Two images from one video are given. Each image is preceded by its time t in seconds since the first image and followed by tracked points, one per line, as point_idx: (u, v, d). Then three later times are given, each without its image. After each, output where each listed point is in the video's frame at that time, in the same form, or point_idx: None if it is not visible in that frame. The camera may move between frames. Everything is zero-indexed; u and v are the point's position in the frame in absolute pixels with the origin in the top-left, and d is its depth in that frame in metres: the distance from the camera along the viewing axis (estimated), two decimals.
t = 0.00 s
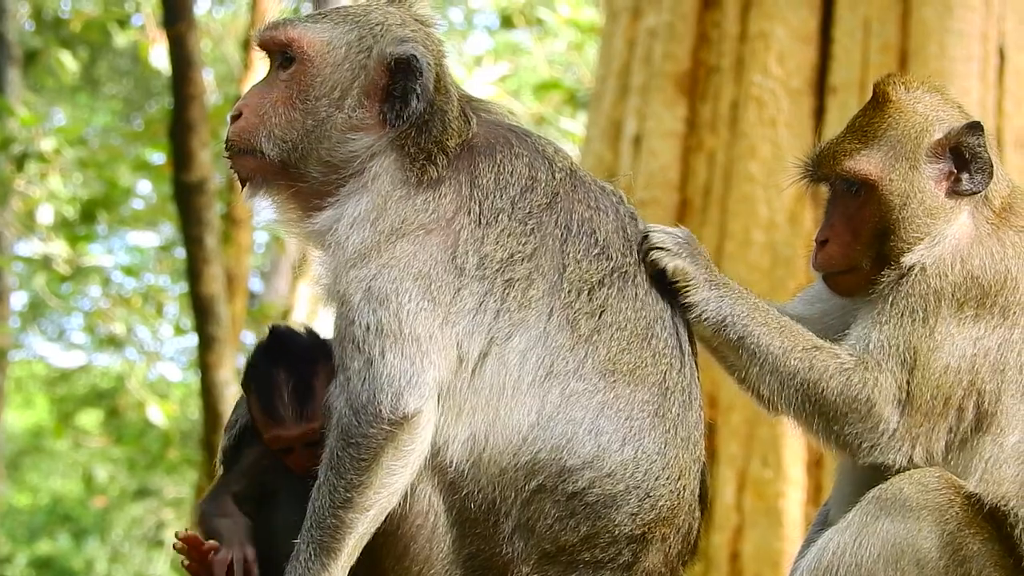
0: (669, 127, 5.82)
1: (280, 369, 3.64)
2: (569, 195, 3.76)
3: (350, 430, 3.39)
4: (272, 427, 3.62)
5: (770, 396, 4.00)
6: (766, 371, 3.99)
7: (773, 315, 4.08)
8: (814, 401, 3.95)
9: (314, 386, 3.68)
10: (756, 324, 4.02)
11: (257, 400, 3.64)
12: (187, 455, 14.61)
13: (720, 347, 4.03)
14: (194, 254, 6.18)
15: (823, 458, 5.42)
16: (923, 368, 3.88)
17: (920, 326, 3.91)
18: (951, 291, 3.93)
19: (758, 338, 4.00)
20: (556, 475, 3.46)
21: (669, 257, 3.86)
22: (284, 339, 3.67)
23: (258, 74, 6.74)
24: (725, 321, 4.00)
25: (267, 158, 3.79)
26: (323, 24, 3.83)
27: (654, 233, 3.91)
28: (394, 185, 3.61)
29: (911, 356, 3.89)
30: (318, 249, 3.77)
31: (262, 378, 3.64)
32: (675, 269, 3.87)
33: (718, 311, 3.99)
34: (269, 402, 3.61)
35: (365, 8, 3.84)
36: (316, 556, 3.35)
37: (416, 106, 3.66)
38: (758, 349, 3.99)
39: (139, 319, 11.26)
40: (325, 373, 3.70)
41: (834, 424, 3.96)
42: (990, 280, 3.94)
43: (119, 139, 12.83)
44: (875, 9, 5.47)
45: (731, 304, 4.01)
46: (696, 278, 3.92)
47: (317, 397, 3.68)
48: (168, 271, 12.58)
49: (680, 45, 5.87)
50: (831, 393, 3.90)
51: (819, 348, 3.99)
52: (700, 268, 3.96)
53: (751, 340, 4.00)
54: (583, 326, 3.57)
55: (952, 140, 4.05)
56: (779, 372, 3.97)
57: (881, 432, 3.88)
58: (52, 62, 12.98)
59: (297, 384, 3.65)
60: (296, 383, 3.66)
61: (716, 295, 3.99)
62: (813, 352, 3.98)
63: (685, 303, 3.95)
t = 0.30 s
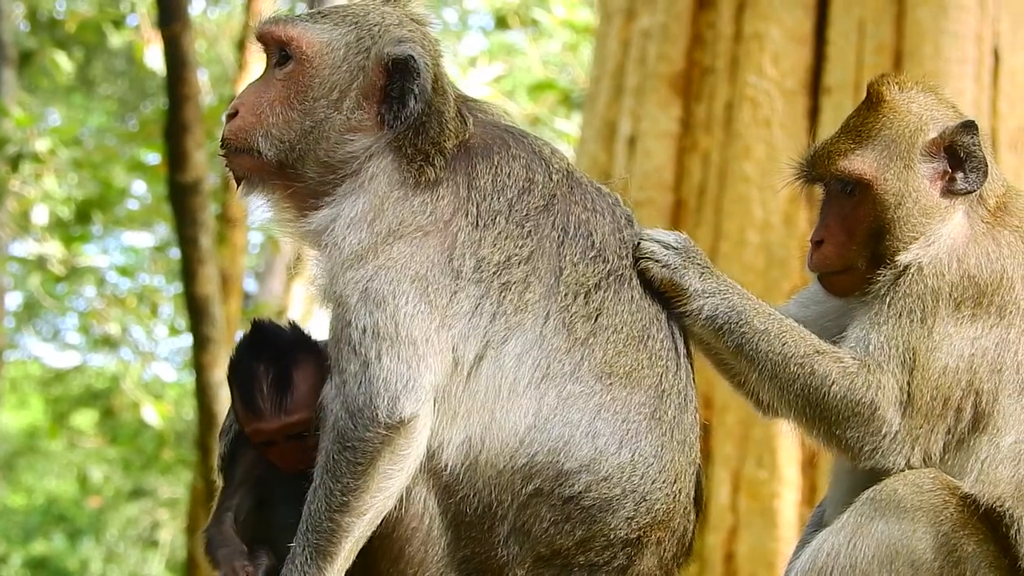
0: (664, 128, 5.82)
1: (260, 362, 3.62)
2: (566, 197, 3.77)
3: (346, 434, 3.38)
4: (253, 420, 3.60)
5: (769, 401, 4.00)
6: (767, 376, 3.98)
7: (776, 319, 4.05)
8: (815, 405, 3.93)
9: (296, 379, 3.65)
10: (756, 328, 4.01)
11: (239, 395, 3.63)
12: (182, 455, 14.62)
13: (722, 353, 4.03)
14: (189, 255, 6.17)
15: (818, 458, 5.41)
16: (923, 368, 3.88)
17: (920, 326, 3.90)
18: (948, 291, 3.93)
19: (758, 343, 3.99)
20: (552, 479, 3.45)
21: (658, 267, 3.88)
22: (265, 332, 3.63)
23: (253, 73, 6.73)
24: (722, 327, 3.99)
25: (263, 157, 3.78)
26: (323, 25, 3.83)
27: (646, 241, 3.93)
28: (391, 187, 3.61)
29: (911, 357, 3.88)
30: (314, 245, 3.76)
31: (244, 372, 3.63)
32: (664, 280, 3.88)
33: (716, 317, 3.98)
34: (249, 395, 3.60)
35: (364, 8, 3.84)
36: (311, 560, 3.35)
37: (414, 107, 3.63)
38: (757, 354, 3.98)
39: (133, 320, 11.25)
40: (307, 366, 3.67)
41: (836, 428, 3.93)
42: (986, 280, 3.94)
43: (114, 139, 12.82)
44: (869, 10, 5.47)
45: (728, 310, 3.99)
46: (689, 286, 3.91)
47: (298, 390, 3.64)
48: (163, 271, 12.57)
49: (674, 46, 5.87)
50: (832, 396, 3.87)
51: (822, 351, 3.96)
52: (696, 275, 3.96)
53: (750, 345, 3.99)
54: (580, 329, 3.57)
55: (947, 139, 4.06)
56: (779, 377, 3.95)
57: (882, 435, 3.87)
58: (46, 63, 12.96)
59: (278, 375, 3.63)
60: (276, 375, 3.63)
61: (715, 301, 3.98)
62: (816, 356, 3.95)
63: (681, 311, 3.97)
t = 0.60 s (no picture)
0: (659, 130, 5.82)
1: (246, 372, 3.60)
2: (563, 200, 3.75)
3: (341, 436, 3.38)
4: (244, 430, 3.58)
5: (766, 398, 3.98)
6: (763, 372, 3.97)
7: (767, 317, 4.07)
8: (810, 403, 3.91)
9: (285, 386, 3.63)
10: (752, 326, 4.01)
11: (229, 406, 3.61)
12: (178, 458, 14.60)
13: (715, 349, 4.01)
14: (185, 257, 6.16)
15: (814, 461, 5.41)
16: (918, 370, 3.87)
17: (914, 328, 3.89)
18: (944, 293, 3.92)
19: (754, 340, 3.99)
20: (549, 481, 3.45)
21: (672, 258, 3.90)
22: (250, 341, 3.63)
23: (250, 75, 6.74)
24: (722, 322, 3.99)
25: (258, 155, 3.79)
26: (324, 25, 3.84)
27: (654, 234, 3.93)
28: (388, 189, 3.61)
29: (904, 358, 3.88)
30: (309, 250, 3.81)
31: (231, 386, 3.61)
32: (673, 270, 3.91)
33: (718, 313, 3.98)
34: (238, 405, 3.58)
35: (365, 10, 3.85)
36: (307, 563, 3.34)
37: (412, 111, 3.63)
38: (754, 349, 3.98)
39: (129, 322, 11.23)
40: (294, 372, 3.65)
41: (830, 426, 3.93)
42: (983, 282, 3.94)
43: (110, 141, 12.81)
44: (865, 11, 5.47)
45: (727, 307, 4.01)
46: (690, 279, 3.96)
47: (287, 396, 3.62)
48: (159, 274, 12.55)
49: (669, 48, 5.87)
50: (828, 394, 3.88)
51: (813, 350, 3.99)
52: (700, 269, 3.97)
53: (747, 341, 3.99)
54: (576, 332, 3.56)
55: (943, 142, 4.06)
56: (776, 373, 3.95)
57: (876, 434, 3.87)
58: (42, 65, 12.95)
59: (265, 384, 3.61)
60: (264, 384, 3.61)
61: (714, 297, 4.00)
62: (809, 354, 3.97)
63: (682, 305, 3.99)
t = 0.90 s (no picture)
0: (657, 132, 5.82)
1: (251, 379, 3.60)
2: (562, 203, 3.76)
3: (337, 438, 3.38)
4: (255, 438, 3.60)
5: (767, 405, 4.01)
6: (763, 380, 3.98)
7: (775, 323, 4.05)
8: (813, 407, 3.91)
9: (291, 393, 3.64)
10: (752, 332, 4.01)
11: (236, 414, 3.62)
12: (176, 460, 14.59)
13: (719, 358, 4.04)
14: (182, 260, 6.15)
15: (812, 462, 5.40)
16: (920, 369, 3.86)
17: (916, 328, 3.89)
18: (944, 292, 3.92)
19: (754, 347, 3.99)
20: (546, 483, 3.45)
21: (650, 272, 3.87)
22: (250, 345, 3.63)
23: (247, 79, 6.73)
24: (718, 331, 4.00)
25: (274, 159, 3.72)
26: (343, 28, 3.78)
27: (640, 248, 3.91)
28: (390, 191, 3.61)
29: (907, 358, 3.87)
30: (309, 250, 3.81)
31: (237, 392, 3.61)
32: (656, 284, 3.87)
33: (711, 321, 3.98)
34: (247, 414, 3.59)
35: (380, 14, 3.84)
36: (304, 564, 3.33)
37: (434, 119, 3.67)
38: (753, 357, 3.98)
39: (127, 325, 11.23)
40: (299, 376, 3.66)
41: (834, 429, 3.90)
42: (982, 282, 3.94)
43: (108, 143, 12.80)
44: (863, 13, 5.47)
45: (724, 314, 3.99)
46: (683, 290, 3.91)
47: (294, 402, 3.64)
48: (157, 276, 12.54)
49: (667, 50, 5.87)
50: (827, 398, 3.87)
51: (820, 354, 3.95)
52: (691, 280, 3.94)
53: (745, 349, 3.99)
54: (573, 334, 3.57)
55: (943, 142, 4.08)
56: (775, 380, 3.95)
57: (880, 436, 3.85)
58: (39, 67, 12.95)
59: (272, 391, 3.62)
60: (270, 390, 3.62)
61: (710, 306, 3.98)
62: (813, 358, 3.94)
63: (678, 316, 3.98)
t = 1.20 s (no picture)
0: (656, 134, 5.82)
1: (247, 374, 3.58)
2: (561, 207, 3.76)
3: (337, 442, 3.37)
4: (242, 433, 3.57)
5: (765, 408, 4.00)
6: (762, 385, 3.96)
7: (774, 327, 4.03)
8: (812, 412, 3.90)
9: (284, 391, 3.64)
10: (752, 337, 3.99)
11: (229, 408, 3.59)
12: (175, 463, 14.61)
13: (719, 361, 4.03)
14: (181, 263, 6.15)
15: (811, 464, 5.38)
16: (918, 372, 3.86)
17: (914, 331, 3.89)
18: (942, 295, 3.92)
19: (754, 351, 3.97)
20: (545, 486, 3.45)
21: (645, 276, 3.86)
22: (251, 341, 3.61)
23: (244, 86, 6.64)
24: (716, 335, 3.99)
25: (313, 161, 3.67)
26: (383, 33, 3.78)
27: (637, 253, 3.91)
28: (400, 196, 3.63)
29: (906, 361, 3.87)
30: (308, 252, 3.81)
31: (231, 384, 3.58)
32: (651, 290, 3.86)
33: (708, 326, 3.97)
34: (240, 409, 3.57)
35: (405, 17, 3.88)
36: (304, 569, 3.32)
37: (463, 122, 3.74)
38: (753, 361, 3.96)
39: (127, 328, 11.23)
40: (294, 376, 3.66)
41: (834, 434, 3.89)
42: (980, 284, 3.94)
43: (107, 147, 12.80)
44: (861, 15, 5.47)
45: (723, 319, 3.97)
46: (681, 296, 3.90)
47: (286, 401, 3.63)
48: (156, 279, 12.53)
49: (666, 52, 5.87)
50: (827, 403, 3.85)
51: (819, 359, 3.93)
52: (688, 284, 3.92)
53: (744, 354, 3.98)
54: (573, 338, 3.57)
55: (940, 145, 4.08)
56: (773, 386, 3.93)
57: (880, 440, 3.84)
58: (38, 71, 12.94)
59: (265, 388, 3.61)
60: (264, 388, 3.61)
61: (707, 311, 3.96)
62: (813, 363, 3.92)
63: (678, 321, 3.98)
